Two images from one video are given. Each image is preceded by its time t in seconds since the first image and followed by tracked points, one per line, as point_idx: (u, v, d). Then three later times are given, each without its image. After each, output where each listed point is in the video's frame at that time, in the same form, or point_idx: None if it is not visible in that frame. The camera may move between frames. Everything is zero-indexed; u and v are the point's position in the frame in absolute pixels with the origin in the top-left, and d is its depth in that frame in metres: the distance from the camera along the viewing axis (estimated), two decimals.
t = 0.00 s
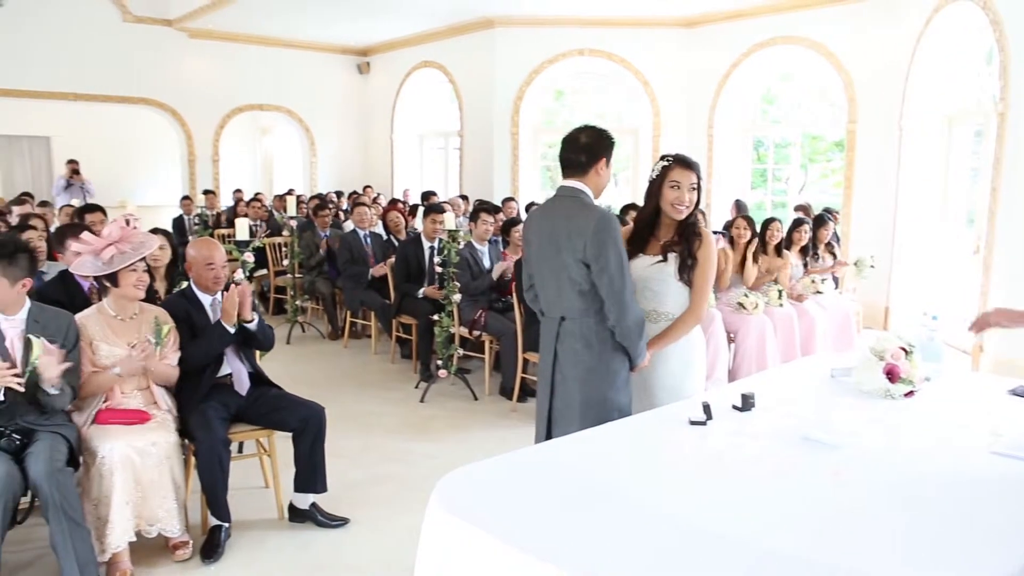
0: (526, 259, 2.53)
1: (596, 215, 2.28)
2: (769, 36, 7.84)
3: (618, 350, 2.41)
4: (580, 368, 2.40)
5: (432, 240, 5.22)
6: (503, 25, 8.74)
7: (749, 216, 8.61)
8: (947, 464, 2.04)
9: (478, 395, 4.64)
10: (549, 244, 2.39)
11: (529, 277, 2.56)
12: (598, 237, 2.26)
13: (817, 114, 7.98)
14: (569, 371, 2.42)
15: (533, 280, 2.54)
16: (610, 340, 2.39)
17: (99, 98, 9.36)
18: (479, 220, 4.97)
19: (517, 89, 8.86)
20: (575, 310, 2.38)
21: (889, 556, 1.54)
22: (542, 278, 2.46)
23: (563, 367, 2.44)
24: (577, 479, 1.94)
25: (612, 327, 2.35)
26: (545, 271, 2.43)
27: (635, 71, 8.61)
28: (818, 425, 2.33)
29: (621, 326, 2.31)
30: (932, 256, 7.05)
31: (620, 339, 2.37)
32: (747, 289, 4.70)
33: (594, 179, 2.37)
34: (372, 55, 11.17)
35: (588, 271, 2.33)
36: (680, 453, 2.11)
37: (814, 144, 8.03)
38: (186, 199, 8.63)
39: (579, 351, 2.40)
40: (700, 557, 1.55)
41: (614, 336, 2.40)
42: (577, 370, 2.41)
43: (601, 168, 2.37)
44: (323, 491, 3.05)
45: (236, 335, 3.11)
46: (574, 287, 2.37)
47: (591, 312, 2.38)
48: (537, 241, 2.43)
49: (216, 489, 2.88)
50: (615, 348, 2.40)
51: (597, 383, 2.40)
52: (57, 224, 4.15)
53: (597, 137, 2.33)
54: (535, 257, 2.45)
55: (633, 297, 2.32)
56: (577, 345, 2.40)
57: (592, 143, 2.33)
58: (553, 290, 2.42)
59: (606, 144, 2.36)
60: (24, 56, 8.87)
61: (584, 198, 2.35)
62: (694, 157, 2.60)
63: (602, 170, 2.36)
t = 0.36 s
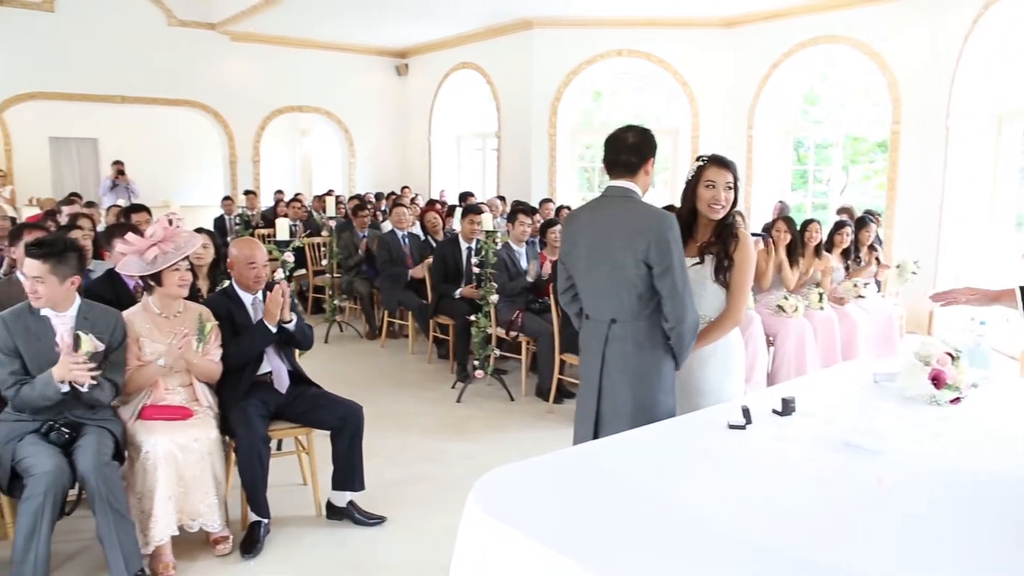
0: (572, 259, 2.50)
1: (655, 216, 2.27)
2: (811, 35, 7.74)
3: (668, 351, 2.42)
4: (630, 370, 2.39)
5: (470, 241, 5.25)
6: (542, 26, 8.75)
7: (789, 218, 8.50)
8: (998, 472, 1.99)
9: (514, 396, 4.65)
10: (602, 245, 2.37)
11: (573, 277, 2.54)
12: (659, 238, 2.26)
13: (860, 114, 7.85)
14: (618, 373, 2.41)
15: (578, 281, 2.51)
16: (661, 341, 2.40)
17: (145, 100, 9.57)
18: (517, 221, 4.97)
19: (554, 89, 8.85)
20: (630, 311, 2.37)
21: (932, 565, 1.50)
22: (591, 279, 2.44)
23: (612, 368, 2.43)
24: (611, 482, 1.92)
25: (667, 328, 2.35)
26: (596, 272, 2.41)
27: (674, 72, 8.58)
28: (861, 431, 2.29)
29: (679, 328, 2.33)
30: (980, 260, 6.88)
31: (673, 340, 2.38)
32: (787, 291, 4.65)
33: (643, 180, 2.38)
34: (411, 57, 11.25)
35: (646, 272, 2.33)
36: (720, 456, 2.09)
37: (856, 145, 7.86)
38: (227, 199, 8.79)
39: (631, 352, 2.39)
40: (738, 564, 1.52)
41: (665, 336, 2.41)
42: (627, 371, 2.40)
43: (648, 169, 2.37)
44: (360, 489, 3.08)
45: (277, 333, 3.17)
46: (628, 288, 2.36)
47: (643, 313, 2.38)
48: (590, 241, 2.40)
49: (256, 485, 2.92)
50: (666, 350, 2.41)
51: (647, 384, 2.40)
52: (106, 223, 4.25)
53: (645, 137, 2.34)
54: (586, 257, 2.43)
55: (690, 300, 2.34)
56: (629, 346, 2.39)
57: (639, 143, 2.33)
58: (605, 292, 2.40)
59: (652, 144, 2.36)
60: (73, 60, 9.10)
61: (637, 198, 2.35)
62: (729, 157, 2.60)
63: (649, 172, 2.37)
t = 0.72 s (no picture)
0: (622, 256, 2.47)
1: (720, 220, 2.26)
2: (855, 33, 7.60)
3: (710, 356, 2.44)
4: (675, 373, 2.38)
5: (509, 241, 5.26)
6: (581, 26, 8.73)
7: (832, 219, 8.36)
8: None
9: (552, 397, 4.64)
10: (660, 245, 2.34)
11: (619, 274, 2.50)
12: (723, 243, 2.25)
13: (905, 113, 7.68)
14: (660, 375, 2.40)
15: (625, 279, 2.48)
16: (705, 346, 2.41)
17: (190, 101, 9.76)
18: (556, 221, 4.97)
19: (594, 89, 8.83)
20: (681, 313, 2.36)
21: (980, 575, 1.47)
22: (642, 278, 2.41)
23: (654, 370, 2.41)
24: (651, 483, 1.91)
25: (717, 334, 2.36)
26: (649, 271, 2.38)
27: (715, 71, 8.51)
28: (907, 436, 2.24)
29: (730, 334, 2.34)
30: None
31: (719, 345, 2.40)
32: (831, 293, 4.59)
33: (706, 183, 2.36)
34: (450, 58, 11.31)
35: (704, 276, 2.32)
36: (762, 460, 2.06)
37: (901, 145, 7.70)
38: (269, 198, 8.92)
39: (676, 354, 2.38)
40: (777, 570, 1.50)
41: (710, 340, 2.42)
42: (670, 374, 2.39)
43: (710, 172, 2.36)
44: (398, 487, 3.10)
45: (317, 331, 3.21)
46: (682, 291, 2.35)
47: (693, 317, 2.38)
48: (647, 239, 2.37)
49: (297, 481, 2.96)
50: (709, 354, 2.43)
51: (689, 387, 2.40)
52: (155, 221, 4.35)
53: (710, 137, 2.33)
54: (640, 255, 2.40)
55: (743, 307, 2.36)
56: (675, 348, 2.38)
57: (705, 145, 2.32)
58: (657, 292, 2.38)
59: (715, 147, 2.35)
60: (121, 62, 9.32)
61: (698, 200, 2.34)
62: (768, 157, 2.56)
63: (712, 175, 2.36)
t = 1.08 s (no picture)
0: (646, 255, 2.48)
1: (737, 220, 2.21)
2: (895, 30, 7.47)
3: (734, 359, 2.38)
4: (694, 376, 2.35)
5: (542, 240, 5.26)
6: (615, 24, 8.69)
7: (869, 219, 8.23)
8: None
9: (583, 396, 4.63)
10: (679, 244, 2.33)
11: (644, 273, 2.52)
12: (738, 243, 2.20)
13: (945, 110, 7.51)
14: (678, 377, 2.38)
15: (648, 278, 2.48)
16: (728, 349, 2.36)
17: (227, 101, 9.90)
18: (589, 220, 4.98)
19: (628, 87, 8.79)
20: (697, 315, 2.33)
21: None
22: (662, 278, 2.41)
23: (673, 371, 2.39)
24: (684, 484, 1.89)
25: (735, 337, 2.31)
26: (668, 271, 2.38)
27: (750, 68, 8.42)
28: (947, 440, 2.19)
29: (748, 338, 2.28)
30: None
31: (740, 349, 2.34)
32: (867, 295, 4.54)
33: (726, 177, 2.31)
34: (483, 56, 11.33)
35: (720, 277, 2.28)
36: (798, 462, 2.03)
37: (941, 144, 7.56)
38: (303, 196, 9.01)
39: (694, 356, 2.35)
40: (812, 575, 1.47)
41: (733, 344, 2.36)
42: (689, 376, 2.36)
43: (728, 167, 2.30)
44: (429, 485, 3.12)
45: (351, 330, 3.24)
46: (699, 291, 2.31)
47: (713, 318, 2.33)
48: (666, 237, 2.37)
49: (329, 478, 2.98)
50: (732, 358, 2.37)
51: (709, 391, 2.36)
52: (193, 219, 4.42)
53: (738, 134, 2.30)
54: (659, 254, 2.40)
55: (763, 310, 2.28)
56: (692, 350, 2.35)
57: (721, 142, 2.31)
58: (676, 291, 2.36)
59: (740, 143, 2.30)
60: (160, 62, 9.48)
61: (721, 199, 2.29)
62: (803, 158, 2.52)
63: (728, 168, 2.30)
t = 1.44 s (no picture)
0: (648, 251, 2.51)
1: (710, 214, 2.20)
2: (923, 21, 7.36)
3: (726, 355, 2.32)
4: (682, 369, 2.34)
5: (564, 233, 5.25)
6: (639, 16, 8.64)
7: (895, 214, 8.13)
8: None
9: (605, 389, 4.63)
10: (664, 238, 2.34)
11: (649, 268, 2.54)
12: (709, 237, 2.18)
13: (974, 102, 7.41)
14: (670, 370, 2.38)
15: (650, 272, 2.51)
16: (716, 345, 2.31)
17: (252, 94, 9.97)
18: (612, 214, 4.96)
19: (651, 80, 8.74)
20: (681, 308, 2.32)
21: None
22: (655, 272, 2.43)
23: (664, 364, 2.39)
24: (708, 479, 1.87)
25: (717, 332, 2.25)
26: (657, 265, 2.40)
27: (775, 61, 8.34)
28: (975, 437, 2.16)
29: (725, 333, 2.22)
30: None
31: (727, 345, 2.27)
32: (893, 290, 4.51)
33: (718, 177, 2.29)
34: (506, 49, 11.32)
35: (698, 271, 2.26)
36: (825, 458, 2.01)
37: (971, 137, 7.50)
38: (325, 189, 9.06)
39: (682, 350, 2.34)
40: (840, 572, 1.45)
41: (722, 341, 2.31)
42: (678, 370, 2.35)
43: (718, 168, 2.27)
44: (450, 477, 3.13)
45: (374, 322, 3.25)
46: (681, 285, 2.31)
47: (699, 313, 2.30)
48: (656, 232, 2.39)
49: (351, 469, 3.00)
50: (723, 354, 2.31)
51: (698, 386, 2.33)
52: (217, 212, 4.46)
53: (735, 132, 2.23)
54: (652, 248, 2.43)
55: (742, 306, 2.21)
56: (679, 343, 2.34)
57: (715, 139, 2.26)
58: (663, 282, 2.36)
59: (733, 142, 2.24)
60: (186, 56, 9.56)
61: (707, 194, 2.27)
62: (824, 151, 2.47)
63: (719, 169, 2.27)
